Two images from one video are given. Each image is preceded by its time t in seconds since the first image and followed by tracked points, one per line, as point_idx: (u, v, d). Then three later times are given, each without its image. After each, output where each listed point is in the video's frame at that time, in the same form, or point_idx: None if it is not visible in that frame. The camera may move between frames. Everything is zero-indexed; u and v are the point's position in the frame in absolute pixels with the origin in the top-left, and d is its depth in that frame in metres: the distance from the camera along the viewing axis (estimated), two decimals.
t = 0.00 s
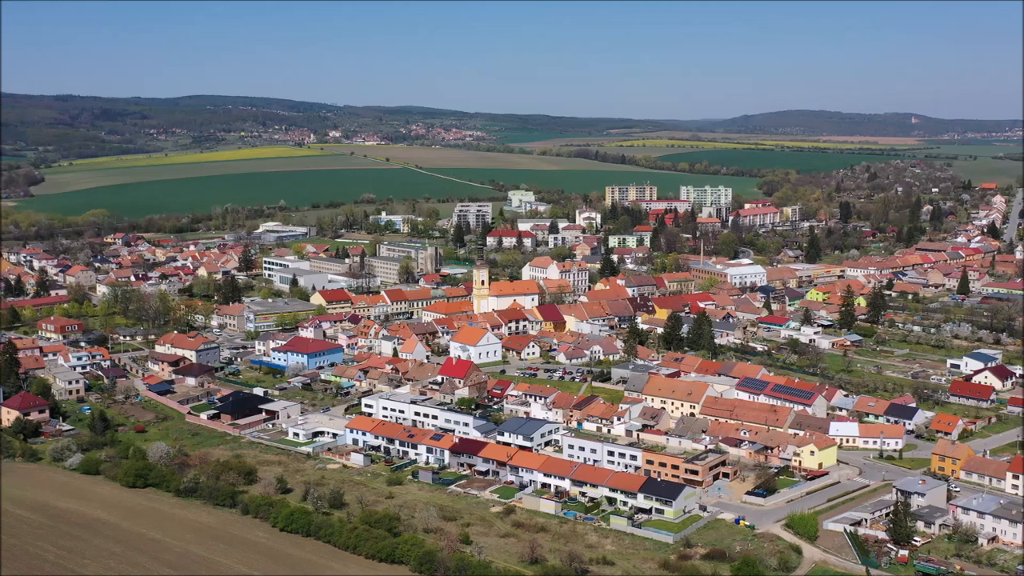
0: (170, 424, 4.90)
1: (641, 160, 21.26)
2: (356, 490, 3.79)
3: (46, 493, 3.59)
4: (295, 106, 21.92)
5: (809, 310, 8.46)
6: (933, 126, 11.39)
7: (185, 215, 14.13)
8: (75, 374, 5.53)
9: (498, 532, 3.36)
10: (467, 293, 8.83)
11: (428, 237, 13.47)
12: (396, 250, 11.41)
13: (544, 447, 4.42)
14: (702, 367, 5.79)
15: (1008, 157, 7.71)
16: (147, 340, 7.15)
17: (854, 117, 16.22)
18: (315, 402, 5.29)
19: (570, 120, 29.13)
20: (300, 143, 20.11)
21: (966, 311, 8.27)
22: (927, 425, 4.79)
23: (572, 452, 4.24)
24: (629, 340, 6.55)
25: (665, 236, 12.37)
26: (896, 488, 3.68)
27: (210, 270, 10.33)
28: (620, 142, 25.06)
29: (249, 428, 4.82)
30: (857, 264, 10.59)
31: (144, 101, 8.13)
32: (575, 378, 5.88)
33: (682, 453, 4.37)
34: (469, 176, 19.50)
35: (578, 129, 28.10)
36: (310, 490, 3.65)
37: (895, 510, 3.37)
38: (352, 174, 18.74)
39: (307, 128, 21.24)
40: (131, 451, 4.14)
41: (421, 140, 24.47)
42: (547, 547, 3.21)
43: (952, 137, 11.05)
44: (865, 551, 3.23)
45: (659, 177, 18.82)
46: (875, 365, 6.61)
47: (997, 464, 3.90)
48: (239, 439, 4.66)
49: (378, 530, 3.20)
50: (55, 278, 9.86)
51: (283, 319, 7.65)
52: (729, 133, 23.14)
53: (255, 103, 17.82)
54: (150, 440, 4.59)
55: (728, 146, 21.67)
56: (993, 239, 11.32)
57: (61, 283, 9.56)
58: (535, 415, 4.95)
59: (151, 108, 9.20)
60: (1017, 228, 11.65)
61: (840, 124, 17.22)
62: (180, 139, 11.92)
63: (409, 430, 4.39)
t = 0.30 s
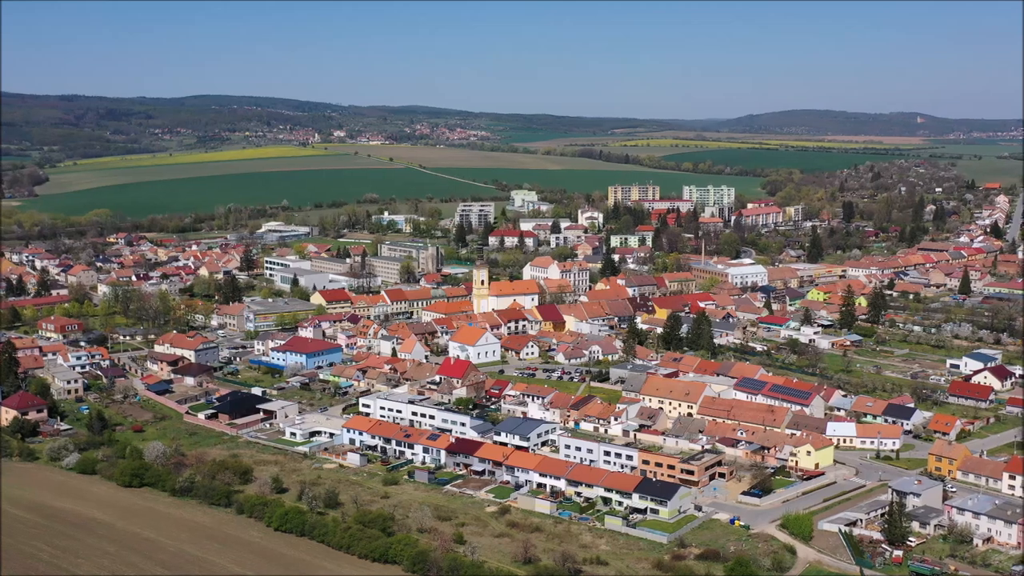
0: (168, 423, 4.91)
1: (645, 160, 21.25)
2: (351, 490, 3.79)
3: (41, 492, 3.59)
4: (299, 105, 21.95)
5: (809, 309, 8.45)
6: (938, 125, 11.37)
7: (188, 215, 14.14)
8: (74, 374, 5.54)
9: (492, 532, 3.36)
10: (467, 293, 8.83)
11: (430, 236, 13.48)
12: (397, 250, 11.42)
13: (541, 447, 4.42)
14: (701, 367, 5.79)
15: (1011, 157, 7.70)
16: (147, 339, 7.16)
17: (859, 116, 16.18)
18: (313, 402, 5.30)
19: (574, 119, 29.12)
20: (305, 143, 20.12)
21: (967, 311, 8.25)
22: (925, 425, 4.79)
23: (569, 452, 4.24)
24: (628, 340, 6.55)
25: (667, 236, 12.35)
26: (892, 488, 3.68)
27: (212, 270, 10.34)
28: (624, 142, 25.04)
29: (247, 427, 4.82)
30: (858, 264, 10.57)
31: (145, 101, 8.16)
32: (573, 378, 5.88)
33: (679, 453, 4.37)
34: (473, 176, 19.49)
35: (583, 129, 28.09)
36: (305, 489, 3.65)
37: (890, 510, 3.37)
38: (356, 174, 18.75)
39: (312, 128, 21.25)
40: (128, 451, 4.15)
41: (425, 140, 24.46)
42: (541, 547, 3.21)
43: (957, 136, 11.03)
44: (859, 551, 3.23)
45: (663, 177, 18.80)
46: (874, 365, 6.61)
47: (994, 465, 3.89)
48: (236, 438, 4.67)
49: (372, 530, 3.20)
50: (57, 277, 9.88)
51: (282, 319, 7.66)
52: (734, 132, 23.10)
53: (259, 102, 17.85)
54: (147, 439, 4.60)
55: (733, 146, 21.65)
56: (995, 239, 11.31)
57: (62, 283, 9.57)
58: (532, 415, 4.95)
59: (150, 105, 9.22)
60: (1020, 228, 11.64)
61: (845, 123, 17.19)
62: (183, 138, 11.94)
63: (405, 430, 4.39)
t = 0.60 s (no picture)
0: (165, 423, 4.93)
1: (650, 160, 21.25)
2: (346, 490, 3.79)
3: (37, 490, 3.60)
4: (304, 105, 21.96)
5: (809, 309, 8.45)
6: (945, 125, 11.34)
7: (192, 215, 14.19)
8: (73, 373, 5.56)
9: (485, 532, 3.36)
10: (468, 293, 8.84)
11: (433, 236, 13.49)
12: (399, 250, 11.45)
13: (537, 447, 4.42)
14: (699, 367, 5.79)
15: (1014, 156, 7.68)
16: (147, 339, 7.17)
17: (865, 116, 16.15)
18: (310, 402, 5.31)
19: (580, 119, 29.12)
20: (310, 142, 20.17)
21: (969, 311, 8.24)
22: (923, 426, 4.78)
23: (564, 452, 4.24)
24: (627, 340, 6.55)
25: (669, 235, 12.36)
26: (886, 489, 3.67)
27: (213, 270, 10.37)
28: (630, 142, 25.00)
29: (244, 427, 4.83)
30: (861, 263, 10.54)
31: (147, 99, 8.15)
32: (571, 378, 5.88)
33: (675, 453, 4.37)
34: (477, 176, 19.50)
35: (589, 129, 28.06)
36: (299, 489, 3.65)
37: (883, 511, 3.36)
38: (360, 174, 18.78)
39: (317, 128, 21.29)
40: (124, 450, 4.16)
41: (431, 139, 24.50)
42: (533, 547, 3.21)
43: (963, 136, 11.00)
44: (852, 552, 3.22)
45: (667, 176, 18.80)
46: (873, 365, 6.60)
47: (990, 465, 3.88)
48: (232, 438, 4.68)
49: (364, 530, 3.20)
50: (59, 277, 9.90)
51: (282, 318, 7.67)
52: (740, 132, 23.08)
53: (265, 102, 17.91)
54: (144, 439, 4.61)
55: (738, 145, 21.62)
56: (999, 239, 11.30)
57: (64, 282, 9.60)
58: (529, 415, 4.95)
59: (154, 105, 9.27)
60: None
61: (850, 123, 17.15)
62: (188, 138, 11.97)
63: (401, 429, 4.40)
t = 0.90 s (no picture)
0: (162, 422, 4.94)
1: (656, 159, 21.24)
2: (339, 489, 3.80)
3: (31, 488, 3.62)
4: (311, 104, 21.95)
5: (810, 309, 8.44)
6: (952, 124, 11.31)
7: (196, 214, 14.22)
8: (71, 372, 5.57)
9: (477, 531, 3.36)
10: (468, 293, 8.83)
11: (436, 236, 13.50)
12: (401, 250, 11.48)
13: (532, 446, 4.42)
14: (697, 367, 5.78)
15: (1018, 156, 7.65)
16: (147, 339, 7.18)
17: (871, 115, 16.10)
18: (307, 401, 5.32)
19: (586, 118, 29.10)
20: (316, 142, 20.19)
21: (970, 310, 8.21)
22: (920, 426, 4.77)
23: (559, 452, 4.24)
24: (625, 339, 6.54)
25: (672, 235, 12.35)
26: (880, 489, 3.67)
27: (215, 269, 10.38)
28: (637, 141, 24.93)
29: (240, 426, 4.85)
30: (863, 263, 10.51)
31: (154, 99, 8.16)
32: (569, 377, 5.87)
33: (669, 453, 4.36)
34: (482, 175, 19.50)
35: (596, 129, 27.98)
36: (292, 489, 3.66)
37: (876, 511, 3.35)
38: (365, 173, 18.79)
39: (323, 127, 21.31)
40: (119, 448, 4.17)
41: (437, 139, 24.50)
42: (524, 547, 3.21)
43: (969, 135, 10.97)
44: (844, 552, 3.22)
45: (673, 176, 18.77)
46: (872, 365, 6.59)
47: (985, 466, 3.87)
48: (228, 437, 4.69)
49: (355, 529, 3.21)
50: (62, 276, 9.93)
51: (282, 318, 7.68)
52: (747, 131, 23.02)
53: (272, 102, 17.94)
54: (139, 438, 4.63)
55: (745, 145, 21.55)
56: (1003, 238, 11.28)
57: (66, 281, 9.64)
58: (525, 414, 4.95)
59: (161, 104, 9.33)
60: None
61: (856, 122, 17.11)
62: (196, 138, 12.01)
63: (396, 429, 4.40)
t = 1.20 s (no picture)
0: (159, 421, 4.95)
1: (662, 159, 21.21)
2: (333, 489, 3.81)
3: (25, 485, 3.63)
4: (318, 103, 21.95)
5: (810, 309, 8.43)
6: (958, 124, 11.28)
7: (200, 213, 14.28)
8: (70, 371, 5.59)
9: (469, 531, 3.36)
10: (468, 293, 8.84)
11: (439, 236, 13.51)
12: (403, 249, 11.50)
13: (527, 446, 4.42)
14: (695, 366, 5.77)
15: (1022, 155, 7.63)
16: (147, 338, 7.20)
17: (878, 115, 16.04)
18: (305, 400, 5.33)
19: (593, 118, 29.06)
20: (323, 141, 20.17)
21: (972, 311, 8.19)
22: (916, 426, 4.75)
23: (553, 451, 4.24)
24: (624, 339, 6.53)
25: (674, 235, 12.34)
26: (873, 489, 3.66)
27: (218, 269, 10.40)
28: (643, 140, 24.87)
29: (236, 425, 4.86)
30: (866, 263, 10.47)
31: (161, 98, 8.18)
32: (567, 377, 5.87)
33: (665, 453, 4.36)
34: (487, 175, 19.51)
35: (602, 128, 27.95)
36: (285, 488, 3.66)
37: (868, 511, 3.34)
38: (370, 172, 18.81)
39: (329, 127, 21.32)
40: (115, 448, 4.19)
41: (444, 138, 24.50)
42: (515, 547, 3.22)
43: (974, 134, 10.93)
44: (835, 552, 3.21)
45: (678, 176, 18.75)
46: (871, 365, 6.58)
47: (980, 466, 3.86)
48: (224, 436, 4.70)
49: (346, 528, 3.22)
50: (65, 275, 9.96)
51: (282, 317, 7.69)
52: (754, 130, 22.97)
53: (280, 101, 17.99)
54: (136, 437, 4.64)
55: (751, 145, 21.48)
56: (1007, 238, 11.26)
57: (68, 281, 9.68)
58: (521, 414, 4.95)
59: (169, 105, 9.36)
60: None
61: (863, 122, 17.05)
62: (204, 137, 12.05)
63: (391, 428, 4.40)
